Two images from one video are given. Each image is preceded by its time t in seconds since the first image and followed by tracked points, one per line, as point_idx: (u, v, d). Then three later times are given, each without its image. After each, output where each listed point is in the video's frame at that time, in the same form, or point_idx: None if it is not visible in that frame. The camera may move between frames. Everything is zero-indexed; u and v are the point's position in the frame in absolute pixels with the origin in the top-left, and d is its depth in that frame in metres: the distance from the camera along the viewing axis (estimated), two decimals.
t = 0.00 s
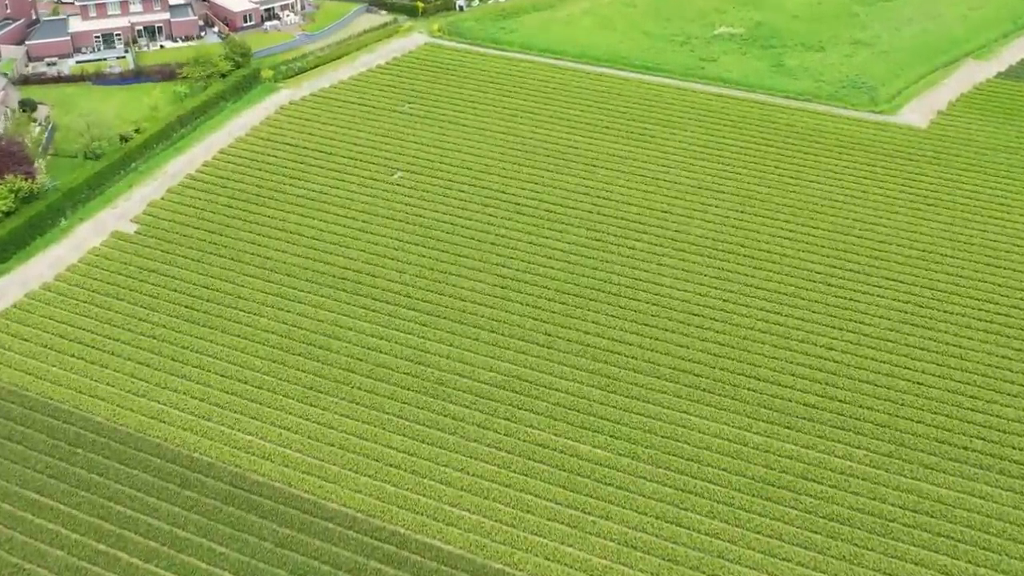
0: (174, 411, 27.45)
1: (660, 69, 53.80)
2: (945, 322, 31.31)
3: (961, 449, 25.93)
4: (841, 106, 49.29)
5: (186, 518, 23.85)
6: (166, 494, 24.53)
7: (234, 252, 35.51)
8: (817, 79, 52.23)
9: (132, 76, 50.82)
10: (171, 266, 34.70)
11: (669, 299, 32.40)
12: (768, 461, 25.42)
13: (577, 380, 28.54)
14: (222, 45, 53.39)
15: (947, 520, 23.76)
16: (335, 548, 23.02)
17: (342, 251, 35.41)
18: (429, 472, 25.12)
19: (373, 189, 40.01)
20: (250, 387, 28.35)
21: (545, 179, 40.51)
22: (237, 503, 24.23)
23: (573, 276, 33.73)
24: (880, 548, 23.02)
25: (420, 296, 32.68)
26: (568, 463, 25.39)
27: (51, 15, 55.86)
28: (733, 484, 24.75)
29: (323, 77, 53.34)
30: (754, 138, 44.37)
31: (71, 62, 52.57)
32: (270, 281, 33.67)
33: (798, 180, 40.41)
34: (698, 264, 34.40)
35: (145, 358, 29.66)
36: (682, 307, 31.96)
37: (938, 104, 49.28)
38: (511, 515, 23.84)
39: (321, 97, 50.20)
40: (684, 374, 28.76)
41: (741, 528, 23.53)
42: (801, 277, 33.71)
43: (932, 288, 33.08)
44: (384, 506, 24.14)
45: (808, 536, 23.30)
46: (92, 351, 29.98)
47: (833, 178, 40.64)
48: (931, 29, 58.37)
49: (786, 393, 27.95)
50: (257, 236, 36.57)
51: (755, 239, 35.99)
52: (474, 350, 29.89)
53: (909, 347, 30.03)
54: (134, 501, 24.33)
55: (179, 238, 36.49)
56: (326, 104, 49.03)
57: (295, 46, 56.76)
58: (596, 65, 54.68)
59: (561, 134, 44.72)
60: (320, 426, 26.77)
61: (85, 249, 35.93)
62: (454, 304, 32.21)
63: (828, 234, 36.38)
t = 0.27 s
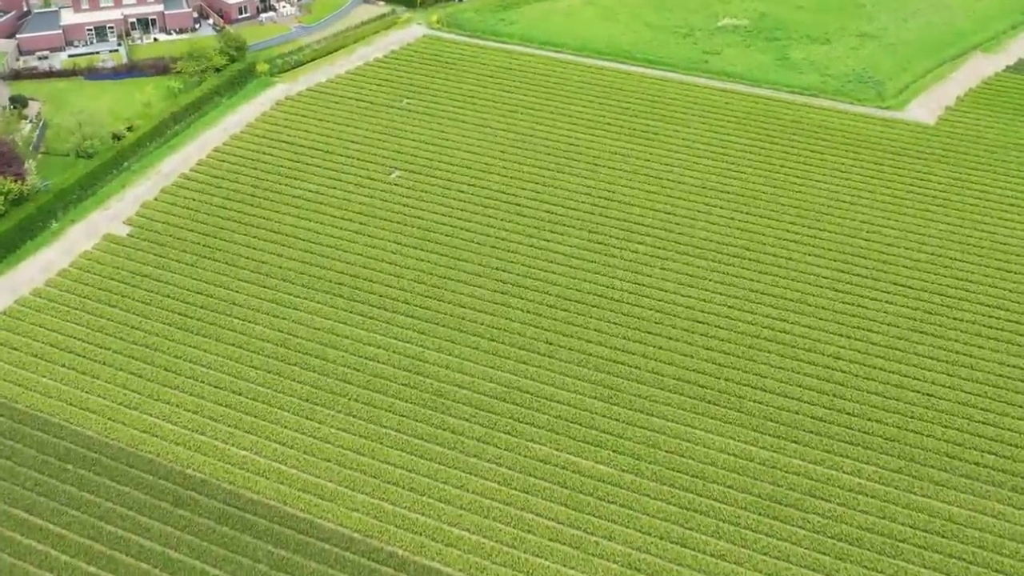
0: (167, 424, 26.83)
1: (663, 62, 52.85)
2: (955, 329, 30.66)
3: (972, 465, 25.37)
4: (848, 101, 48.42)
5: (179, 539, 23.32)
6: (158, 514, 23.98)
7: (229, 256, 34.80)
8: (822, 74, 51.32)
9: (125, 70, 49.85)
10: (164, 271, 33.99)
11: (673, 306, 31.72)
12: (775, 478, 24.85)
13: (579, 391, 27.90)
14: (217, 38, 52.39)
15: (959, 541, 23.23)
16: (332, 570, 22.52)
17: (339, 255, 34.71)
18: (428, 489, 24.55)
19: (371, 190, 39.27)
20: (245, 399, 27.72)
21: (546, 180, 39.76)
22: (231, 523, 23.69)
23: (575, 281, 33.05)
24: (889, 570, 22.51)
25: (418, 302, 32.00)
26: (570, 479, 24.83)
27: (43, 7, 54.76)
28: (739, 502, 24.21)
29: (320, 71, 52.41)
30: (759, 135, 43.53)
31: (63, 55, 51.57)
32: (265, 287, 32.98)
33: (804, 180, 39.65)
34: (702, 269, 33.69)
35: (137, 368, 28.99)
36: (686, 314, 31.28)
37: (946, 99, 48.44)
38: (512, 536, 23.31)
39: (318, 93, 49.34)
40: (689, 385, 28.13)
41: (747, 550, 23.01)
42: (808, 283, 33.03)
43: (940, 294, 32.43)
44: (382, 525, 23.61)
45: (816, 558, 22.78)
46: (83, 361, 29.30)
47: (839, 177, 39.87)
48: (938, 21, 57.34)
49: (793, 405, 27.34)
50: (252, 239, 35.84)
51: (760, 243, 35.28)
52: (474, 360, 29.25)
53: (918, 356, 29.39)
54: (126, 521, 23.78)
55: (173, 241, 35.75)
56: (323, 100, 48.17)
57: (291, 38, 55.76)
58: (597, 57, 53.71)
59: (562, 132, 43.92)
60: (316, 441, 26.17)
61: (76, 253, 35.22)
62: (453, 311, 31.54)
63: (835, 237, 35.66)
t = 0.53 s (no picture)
0: (158, 441, 26.17)
1: (666, 56, 51.80)
2: (966, 339, 29.95)
3: (984, 485, 24.76)
4: (855, 96, 47.44)
5: (171, 565, 22.80)
6: (150, 538, 23.43)
7: (223, 261, 34.02)
8: (829, 67, 50.29)
9: (116, 65, 48.74)
10: (156, 277, 33.19)
11: (677, 314, 30.97)
12: (782, 500, 24.27)
13: (581, 406, 27.22)
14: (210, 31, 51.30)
15: (971, 566, 22.69)
16: None
17: (335, 261, 33.96)
18: (426, 512, 23.97)
19: (368, 192, 38.45)
20: (238, 414, 27.05)
21: (547, 182, 38.97)
22: (225, 548, 23.15)
23: (577, 288, 32.28)
24: None
25: (416, 311, 31.27)
26: (572, 501, 24.26)
27: None
28: (745, 526, 23.66)
29: (316, 64, 51.37)
30: (764, 133, 42.61)
31: (53, 49, 50.46)
32: (259, 295, 32.24)
33: (811, 181, 38.81)
34: (707, 275, 32.92)
35: (128, 381, 28.28)
36: (690, 323, 30.54)
37: (955, 94, 47.45)
38: (513, 561, 22.80)
39: (314, 88, 48.36)
40: (693, 400, 27.45)
41: None
42: (816, 290, 32.26)
43: (951, 301, 31.69)
44: (379, 550, 23.08)
45: None
46: (71, 374, 28.59)
47: (847, 178, 39.04)
48: (947, 11, 56.13)
49: (801, 421, 26.68)
50: (247, 243, 35.06)
51: (766, 248, 34.48)
52: (473, 373, 28.58)
53: (928, 368, 28.70)
54: (117, 546, 23.23)
55: (165, 245, 34.95)
56: (320, 96, 47.20)
57: (286, 30, 54.64)
58: (599, 50, 52.63)
59: (564, 131, 43.03)
60: (312, 460, 25.55)
61: (66, 259, 34.44)
62: (452, 320, 30.82)
63: (843, 242, 34.88)
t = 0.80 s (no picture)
0: (150, 460, 25.51)
1: (669, 49, 50.72)
2: (978, 350, 29.26)
3: (998, 507, 24.16)
4: (862, 92, 46.47)
5: None
6: (141, 564, 22.84)
7: (216, 267, 33.25)
8: (835, 62, 49.29)
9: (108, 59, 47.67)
10: (147, 285, 32.43)
11: (682, 324, 30.25)
12: (790, 522, 23.70)
13: (584, 421, 26.56)
14: (204, 24, 50.22)
15: None
16: None
17: (331, 267, 33.19)
18: (425, 536, 23.38)
19: (365, 194, 37.62)
20: (232, 431, 26.38)
21: (548, 184, 38.14)
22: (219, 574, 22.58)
23: (579, 297, 31.56)
24: None
25: (414, 320, 30.55)
26: (575, 524, 23.66)
27: None
28: (752, 551, 23.09)
29: (312, 58, 50.33)
30: (770, 132, 41.73)
31: (42, 42, 49.34)
32: (253, 303, 31.48)
33: (817, 183, 38.01)
34: (712, 283, 32.17)
35: (118, 396, 27.58)
36: (695, 333, 29.82)
37: (964, 90, 46.50)
38: None
39: (310, 84, 47.38)
40: (699, 415, 26.80)
41: None
42: (823, 297, 31.52)
43: (961, 310, 30.98)
44: None
45: None
46: (60, 389, 27.87)
47: (854, 180, 38.23)
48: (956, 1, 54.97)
49: (809, 438, 26.04)
50: (241, 249, 34.27)
51: (772, 254, 33.72)
52: (472, 386, 27.89)
53: (938, 380, 28.03)
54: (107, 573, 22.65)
55: (157, 251, 34.17)
56: (316, 93, 46.25)
57: (281, 23, 53.51)
58: (600, 43, 51.52)
59: (565, 130, 42.18)
60: (307, 479, 24.93)
61: (56, 266, 33.66)
62: (451, 330, 30.11)
63: (851, 247, 34.12)
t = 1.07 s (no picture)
0: (141, 481, 24.90)
1: (672, 42, 49.67)
2: (990, 362, 28.58)
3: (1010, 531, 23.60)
4: (870, 88, 45.51)
5: None
6: None
7: (210, 275, 32.50)
8: (842, 56, 48.29)
9: (99, 54, 46.64)
10: (139, 294, 31.68)
11: (686, 336, 29.58)
12: (798, 548, 23.14)
13: (586, 440, 25.94)
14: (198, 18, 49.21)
15: None
16: None
17: (328, 275, 32.46)
18: (424, 563, 22.82)
19: (363, 197, 36.82)
20: (226, 450, 25.75)
21: (549, 187, 37.33)
22: None
23: (581, 307, 30.85)
24: None
25: (413, 332, 29.85)
26: (577, 549, 23.09)
27: None
28: None
29: (308, 53, 49.31)
30: (776, 132, 40.89)
31: (32, 36, 48.25)
32: (247, 313, 30.74)
33: (825, 186, 37.23)
34: (717, 292, 31.48)
35: (109, 413, 26.89)
36: (700, 345, 29.14)
37: (974, 86, 45.54)
38: None
39: (306, 80, 46.38)
40: (704, 433, 26.18)
41: None
42: (831, 306, 30.85)
43: (972, 320, 30.29)
44: None
45: None
46: (49, 405, 27.19)
47: (862, 182, 37.43)
48: None
49: (817, 457, 25.43)
50: (235, 256, 33.50)
51: (779, 261, 32.99)
52: (472, 402, 27.23)
53: (949, 395, 27.38)
54: None
55: (149, 258, 33.41)
56: (312, 90, 45.32)
57: (277, 15, 52.42)
58: (602, 37, 50.46)
59: (566, 130, 41.33)
60: (303, 501, 24.32)
61: (46, 274, 32.92)
62: (450, 342, 29.42)
63: (859, 254, 33.36)
